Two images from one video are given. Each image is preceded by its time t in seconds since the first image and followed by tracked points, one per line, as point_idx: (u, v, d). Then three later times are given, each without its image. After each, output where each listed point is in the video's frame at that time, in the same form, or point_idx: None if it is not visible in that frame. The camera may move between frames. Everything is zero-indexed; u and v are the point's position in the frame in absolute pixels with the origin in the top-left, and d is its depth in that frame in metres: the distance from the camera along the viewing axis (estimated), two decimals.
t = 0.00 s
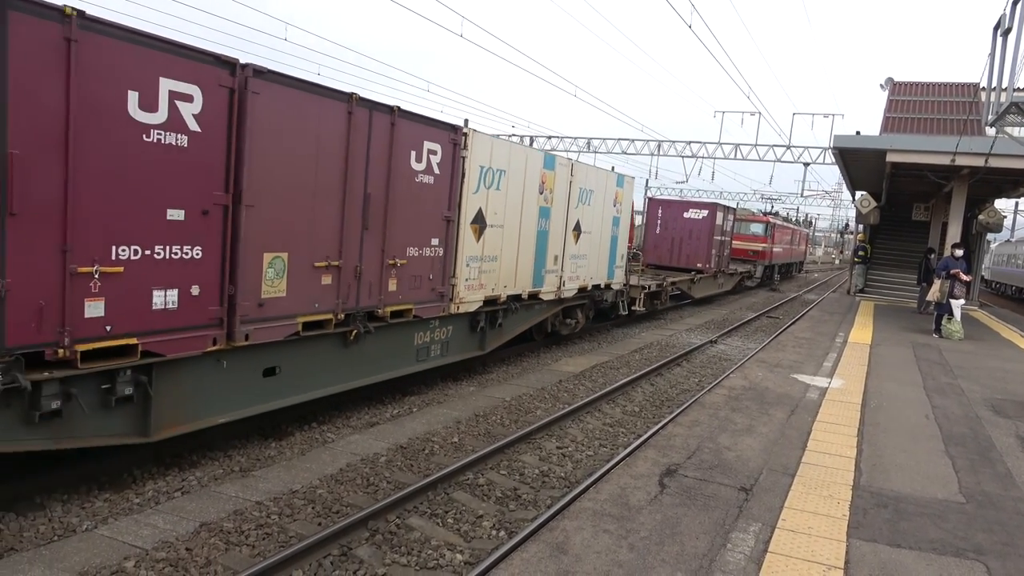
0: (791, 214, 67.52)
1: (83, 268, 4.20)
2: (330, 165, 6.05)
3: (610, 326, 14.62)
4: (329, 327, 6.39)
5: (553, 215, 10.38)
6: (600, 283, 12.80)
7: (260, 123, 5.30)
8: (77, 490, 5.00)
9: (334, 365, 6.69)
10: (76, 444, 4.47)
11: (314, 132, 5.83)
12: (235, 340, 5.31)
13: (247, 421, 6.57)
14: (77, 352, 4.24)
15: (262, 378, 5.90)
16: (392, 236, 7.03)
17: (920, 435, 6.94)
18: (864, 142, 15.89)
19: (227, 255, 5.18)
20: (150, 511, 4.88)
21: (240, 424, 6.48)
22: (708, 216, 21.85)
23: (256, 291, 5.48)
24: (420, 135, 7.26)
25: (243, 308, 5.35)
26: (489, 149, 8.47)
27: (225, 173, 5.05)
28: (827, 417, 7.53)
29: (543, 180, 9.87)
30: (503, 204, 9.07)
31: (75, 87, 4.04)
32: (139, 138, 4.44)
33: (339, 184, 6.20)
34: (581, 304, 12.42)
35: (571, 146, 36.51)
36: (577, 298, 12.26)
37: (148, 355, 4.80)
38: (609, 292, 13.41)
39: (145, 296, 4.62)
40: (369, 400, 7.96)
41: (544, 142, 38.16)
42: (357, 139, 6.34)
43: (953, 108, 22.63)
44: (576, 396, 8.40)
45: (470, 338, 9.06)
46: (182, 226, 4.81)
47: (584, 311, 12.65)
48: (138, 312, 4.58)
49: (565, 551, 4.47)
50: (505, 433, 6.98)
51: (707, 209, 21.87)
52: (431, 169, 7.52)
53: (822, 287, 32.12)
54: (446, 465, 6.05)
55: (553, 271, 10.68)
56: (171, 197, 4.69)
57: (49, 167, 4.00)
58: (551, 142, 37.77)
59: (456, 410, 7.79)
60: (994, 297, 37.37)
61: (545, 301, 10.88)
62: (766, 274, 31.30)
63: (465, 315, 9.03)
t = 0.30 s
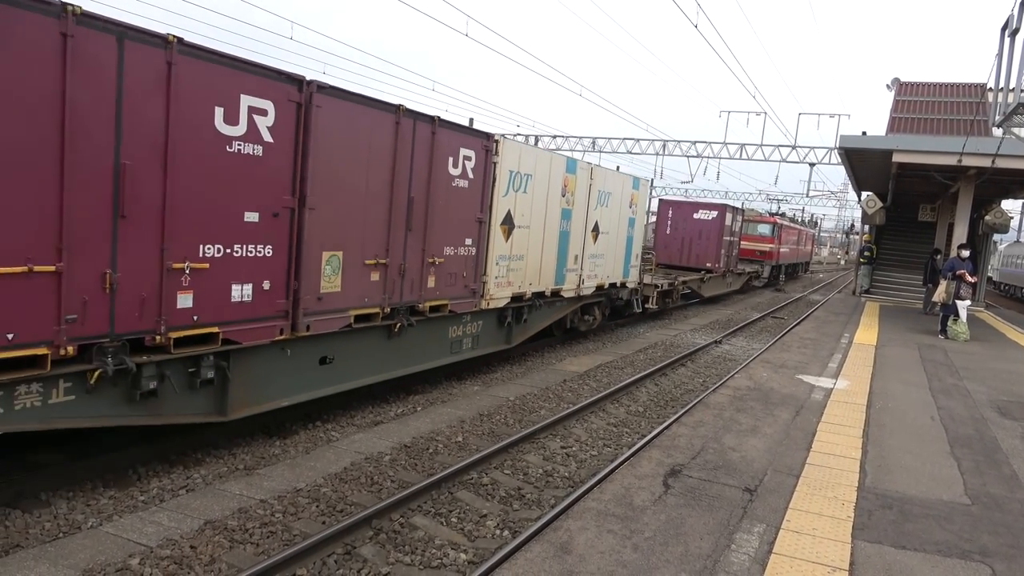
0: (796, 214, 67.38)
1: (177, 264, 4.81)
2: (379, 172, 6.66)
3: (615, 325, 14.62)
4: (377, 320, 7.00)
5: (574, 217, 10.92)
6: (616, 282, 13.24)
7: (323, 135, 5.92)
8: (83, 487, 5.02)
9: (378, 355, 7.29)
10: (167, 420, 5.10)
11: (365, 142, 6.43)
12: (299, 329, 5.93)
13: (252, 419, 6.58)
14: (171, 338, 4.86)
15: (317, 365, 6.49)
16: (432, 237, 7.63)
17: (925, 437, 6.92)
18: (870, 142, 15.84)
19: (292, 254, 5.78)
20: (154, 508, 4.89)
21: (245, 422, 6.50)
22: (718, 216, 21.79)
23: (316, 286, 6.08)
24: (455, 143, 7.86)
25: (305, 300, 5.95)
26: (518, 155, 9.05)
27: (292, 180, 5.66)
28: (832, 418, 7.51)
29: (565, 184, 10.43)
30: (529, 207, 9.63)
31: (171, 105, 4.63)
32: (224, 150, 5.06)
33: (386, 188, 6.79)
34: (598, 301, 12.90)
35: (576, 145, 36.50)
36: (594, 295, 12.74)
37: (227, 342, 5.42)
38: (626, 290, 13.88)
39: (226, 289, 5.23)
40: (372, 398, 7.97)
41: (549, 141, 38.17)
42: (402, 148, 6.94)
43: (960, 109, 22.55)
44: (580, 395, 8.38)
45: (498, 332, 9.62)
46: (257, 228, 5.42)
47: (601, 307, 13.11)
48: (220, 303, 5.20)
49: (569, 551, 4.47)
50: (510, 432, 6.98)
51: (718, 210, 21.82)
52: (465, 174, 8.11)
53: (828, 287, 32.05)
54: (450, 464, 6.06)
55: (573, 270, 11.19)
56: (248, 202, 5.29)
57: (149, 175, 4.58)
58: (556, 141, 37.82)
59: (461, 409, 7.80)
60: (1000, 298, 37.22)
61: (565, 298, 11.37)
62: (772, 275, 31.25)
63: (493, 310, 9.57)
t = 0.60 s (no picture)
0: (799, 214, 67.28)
1: (252, 263, 5.31)
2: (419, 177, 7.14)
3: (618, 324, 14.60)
4: (416, 315, 7.46)
5: (592, 218, 11.24)
6: (630, 281, 13.51)
7: (372, 145, 6.41)
8: (85, 488, 5.02)
9: (417, 348, 7.77)
10: (241, 403, 5.62)
11: (409, 150, 6.92)
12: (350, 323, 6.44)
13: (254, 420, 6.57)
14: (246, 330, 5.37)
15: (363, 357, 6.98)
16: (465, 238, 8.11)
17: (929, 437, 6.90)
18: (873, 142, 15.81)
19: (345, 254, 6.28)
20: (157, 509, 4.89)
21: (247, 422, 6.49)
22: (725, 217, 21.86)
23: (365, 283, 6.57)
24: (486, 150, 8.35)
25: (356, 296, 6.44)
26: (541, 160, 9.47)
27: (347, 186, 6.17)
28: (836, 418, 7.49)
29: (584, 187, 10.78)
30: (551, 209, 10.00)
31: (249, 120, 5.13)
32: (292, 159, 5.57)
33: (426, 193, 7.28)
34: (613, 299, 13.17)
35: (578, 145, 36.44)
36: (610, 294, 13.04)
37: (291, 334, 5.94)
38: (638, 289, 14.16)
39: (291, 286, 5.74)
40: (374, 398, 7.96)
41: (551, 141, 38.15)
42: (439, 156, 7.43)
43: (963, 108, 22.49)
44: (582, 395, 8.37)
45: (522, 328, 10.05)
46: (317, 230, 5.92)
47: (615, 306, 13.39)
48: (286, 299, 5.70)
49: (571, 551, 4.46)
50: (512, 432, 6.97)
51: (725, 210, 21.88)
52: (494, 179, 8.57)
53: (831, 287, 31.98)
54: (452, 464, 6.05)
55: (591, 270, 11.47)
56: (310, 206, 5.80)
57: (230, 183, 5.08)
58: (559, 141, 37.80)
59: (463, 409, 7.80)
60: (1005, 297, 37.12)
61: (582, 296, 11.74)
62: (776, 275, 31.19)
63: (517, 307, 10.00)
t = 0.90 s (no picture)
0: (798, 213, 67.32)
1: (312, 262, 5.95)
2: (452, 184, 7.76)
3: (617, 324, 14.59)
4: (448, 310, 8.07)
5: (605, 219, 11.70)
6: (638, 279, 13.91)
7: (413, 155, 7.05)
8: (84, 487, 5.02)
9: (449, 341, 8.39)
10: (301, 388, 6.27)
11: (442, 158, 7.54)
12: (392, 317, 7.08)
13: (253, 419, 6.57)
14: (306, 322, 5.98)
15: (402, 348, 7.62)
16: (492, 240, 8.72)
17: (928, 436, 6.90)
18: (871, 141, 15.79)
19: (388, 253, 6.92)
20: (156, 509, 4.89)
21: (246, 422, 6.49)
22: (727, 217, 21.92)
23: (405, 280, 7.21)
24: (510, 157, 8.92)
25: (397, 292, 7.07)
26: (559, 166, 10.02)
27: (390, 192, 6.81)
28: (835, 417, 7.48)
29: (597, 189, 11.26)
30: (567, 211, 10.56)
31: (311, 134, 5.76)
32: (346, 169, 6.21)
33: (456, 196, 7.89)
34: (624, 296, 13.62)
35: (577, 145, 36.42)
36: (620, 291, 13.48)
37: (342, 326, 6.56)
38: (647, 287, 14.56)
39: (344, 283, 6.39)
40: (374, 397, 7.96)
41: (550, 141, 38.15)
42: (470, 163, 8.05)
43: (962, 107, 22.50)
44: (581, 395, 8.37)
45: (541, 324, 10.61)
46: (364, 232, 6.56)
47: (625, 302, 13.82)
48: (338, 295, 6.34)
49: (570, 550, 4.46)
50: (512, 432, 6.97)
51: (727, 210, 21.98)
52: (518, 183, 9.15)
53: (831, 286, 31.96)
54: (452, 463, 6.06)
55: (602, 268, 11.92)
56: (360, 211, 6.45)
57: (295, 191, 5.72)
58: (558, 141, 37.80)
59: (462, 409, 7.80)
60: (1004, 297, 37.11)
61: (597, 293, 12.25)
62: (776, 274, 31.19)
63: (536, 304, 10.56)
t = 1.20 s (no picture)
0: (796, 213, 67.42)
1: (361, 262, 6.50)
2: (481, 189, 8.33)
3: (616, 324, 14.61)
4: (475, 306, 8.62)
5: (616, 220, 12.14)
6: (647, 278, 14.28)
7: (448, 162, 7.62)
8: (81, 488, 5.01)
9: (477, 335, 8.95)
10: (349, 376, 6.80)
11: (471, 164, 8.08)
12: (428, 312, 7.64)
13: (251, 420, 6.57)
14: (355, 316, 6.53)
15: (435, 341, 8.17)
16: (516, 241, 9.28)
17: (925, 435, 6.91)
18: (869, 141, 15.80)
19: (425, 253, 7.48)
20: (154, 510, 4.88)
21: (245, 423, 6.49)
22: (729, 218, 21.91)
23: (439, 278, 7.76)
24: (531, 163, 9.46)
25: (432, 289, 7.62)
26: (575, 170, 10.56)
27: (427, 196, 7.36)
28: (832, 417, 7.49)
29: (610, 192, 11.77)
30: (582, 213, 11.05)
31: (362, 144, 6.33)
32: (391, 176, 6.78)
33: (484, 200, 8.44)
34: (632, 295, 14.03)
35: (576, 145, 36.41)
36: (630, 289, 13.90)
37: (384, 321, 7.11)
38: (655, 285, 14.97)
39: (387, 280, 6.94)
40: (372, 397, 7.95)
41: (549, 141, 38.12)
42: (496, 169, 8.60)
43: (959, 107, 22.55)
44: (579, 395, 8.38)
45: (557, 320, 11.12)
46: (405, 233, 7.11)
47: (634, 301, 14.24)
48: (382, 292, 6.89)
49: (569, 551, 4.46)
50: (509, 432, 6.97)
51: (727, 213, 21.95)
52: (539, 187, 9.69)
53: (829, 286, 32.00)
54: (450, 464, 6.06)
55: (614, 267, 12.32)
56: (401, 214, 7.00)
57: (347, 196, 6.28)
58: (556, 141, 37.76)
59: (460, 409, 7.79)
60: (1002, 297, 37.18)
61: (609, 292, 12.73)
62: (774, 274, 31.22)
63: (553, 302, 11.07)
